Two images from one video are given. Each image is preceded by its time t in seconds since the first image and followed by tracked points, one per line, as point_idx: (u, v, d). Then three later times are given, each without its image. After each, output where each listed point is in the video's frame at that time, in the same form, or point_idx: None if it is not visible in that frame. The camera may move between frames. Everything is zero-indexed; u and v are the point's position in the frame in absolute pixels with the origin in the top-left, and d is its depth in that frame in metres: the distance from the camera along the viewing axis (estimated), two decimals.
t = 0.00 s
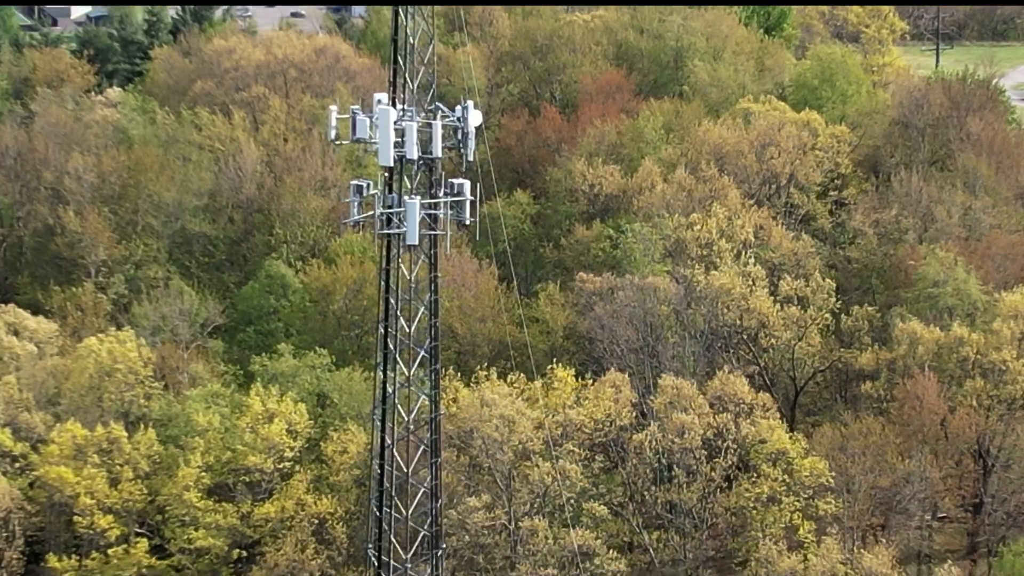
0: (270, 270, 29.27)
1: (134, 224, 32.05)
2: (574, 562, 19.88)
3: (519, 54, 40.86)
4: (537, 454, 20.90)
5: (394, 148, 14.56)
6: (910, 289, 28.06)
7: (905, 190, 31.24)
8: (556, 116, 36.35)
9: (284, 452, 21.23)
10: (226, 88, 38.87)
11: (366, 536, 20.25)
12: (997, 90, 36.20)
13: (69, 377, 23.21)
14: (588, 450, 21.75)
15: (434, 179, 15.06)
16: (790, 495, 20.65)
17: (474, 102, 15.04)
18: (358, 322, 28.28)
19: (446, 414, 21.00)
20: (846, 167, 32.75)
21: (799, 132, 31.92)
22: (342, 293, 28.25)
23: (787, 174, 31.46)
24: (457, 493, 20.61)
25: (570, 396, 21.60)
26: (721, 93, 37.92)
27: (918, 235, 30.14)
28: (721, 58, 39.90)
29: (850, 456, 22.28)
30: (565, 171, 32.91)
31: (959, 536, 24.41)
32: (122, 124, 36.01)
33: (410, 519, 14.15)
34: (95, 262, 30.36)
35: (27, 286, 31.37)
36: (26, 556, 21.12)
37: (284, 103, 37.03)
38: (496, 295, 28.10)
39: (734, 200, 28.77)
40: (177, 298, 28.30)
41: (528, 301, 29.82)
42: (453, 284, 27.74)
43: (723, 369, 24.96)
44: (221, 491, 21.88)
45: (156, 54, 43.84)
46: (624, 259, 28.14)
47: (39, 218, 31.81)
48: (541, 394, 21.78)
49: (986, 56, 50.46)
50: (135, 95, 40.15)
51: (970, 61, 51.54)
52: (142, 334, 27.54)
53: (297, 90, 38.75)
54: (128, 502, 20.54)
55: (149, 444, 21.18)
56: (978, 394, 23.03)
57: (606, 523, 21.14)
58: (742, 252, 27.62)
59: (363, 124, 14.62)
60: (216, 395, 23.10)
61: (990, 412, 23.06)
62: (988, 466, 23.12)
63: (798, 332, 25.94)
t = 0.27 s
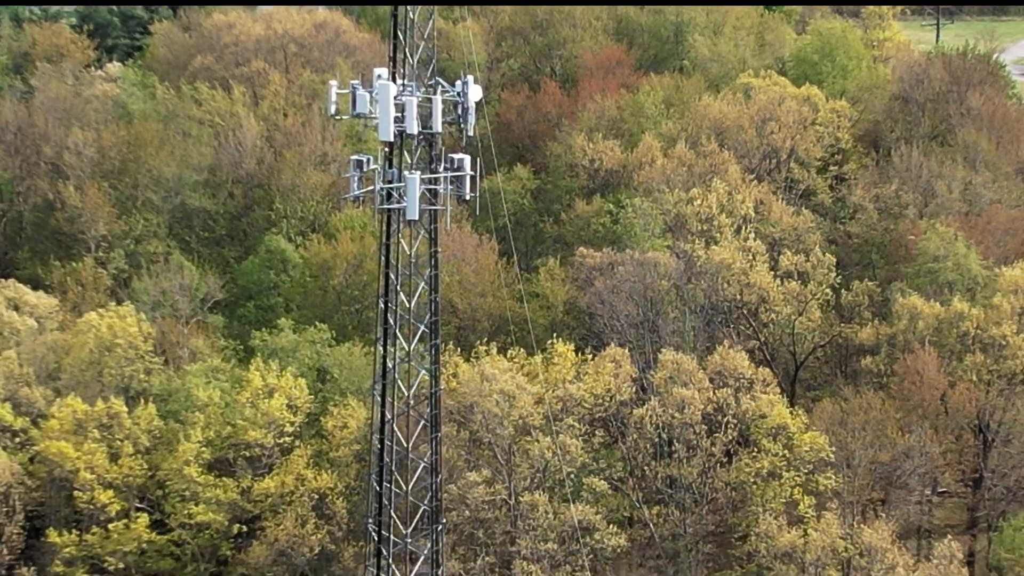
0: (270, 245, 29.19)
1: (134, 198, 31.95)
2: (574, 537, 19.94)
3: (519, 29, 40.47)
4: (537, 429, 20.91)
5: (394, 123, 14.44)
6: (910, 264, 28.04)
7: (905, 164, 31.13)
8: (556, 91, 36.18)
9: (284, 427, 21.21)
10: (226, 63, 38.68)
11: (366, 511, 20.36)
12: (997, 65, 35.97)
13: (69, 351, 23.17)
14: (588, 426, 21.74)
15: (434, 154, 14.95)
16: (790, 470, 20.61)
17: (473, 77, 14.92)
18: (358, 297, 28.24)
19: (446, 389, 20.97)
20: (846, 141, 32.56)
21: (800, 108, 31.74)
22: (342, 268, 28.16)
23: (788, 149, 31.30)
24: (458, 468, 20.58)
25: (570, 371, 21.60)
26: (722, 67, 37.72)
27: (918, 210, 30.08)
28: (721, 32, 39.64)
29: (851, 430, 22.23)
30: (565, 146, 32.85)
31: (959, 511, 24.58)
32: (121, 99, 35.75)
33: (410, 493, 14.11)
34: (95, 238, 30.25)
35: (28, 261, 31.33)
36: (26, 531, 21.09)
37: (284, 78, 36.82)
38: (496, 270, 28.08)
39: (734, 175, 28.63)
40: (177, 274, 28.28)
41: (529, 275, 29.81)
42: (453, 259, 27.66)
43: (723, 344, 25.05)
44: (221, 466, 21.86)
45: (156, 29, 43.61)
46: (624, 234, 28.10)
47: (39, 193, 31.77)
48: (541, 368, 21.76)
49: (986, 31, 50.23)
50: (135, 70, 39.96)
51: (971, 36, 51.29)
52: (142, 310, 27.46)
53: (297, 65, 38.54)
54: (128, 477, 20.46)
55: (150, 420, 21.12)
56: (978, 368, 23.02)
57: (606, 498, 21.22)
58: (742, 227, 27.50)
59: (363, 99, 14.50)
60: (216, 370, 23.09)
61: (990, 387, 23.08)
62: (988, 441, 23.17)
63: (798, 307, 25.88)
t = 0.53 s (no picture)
0: (270, 213, 29.11)
1: (134, 166, 31.81)
2: (574, 505, 20.09)
3: None
4: (537, 396, 20.92)
5: (393, 91, 14.26)
6: (910, 232, 27.96)
7: (905, 132, 30.96)
8: (556, 59, 35.88)
9: (283, 395, 21.23)
10: (226, 30, 38.40)
11: (366, 479, 20.22)
12: (998, 32, 35.49)
13: (69, 319, 23.01)
14: (588, 393, 21.71)
15: (434, 121, 14.81)
16: (791, 438, 20.52)
17: (473, 45, 14.76)
18: (358, 265, 28.16)
19: (446, 356, 20.97)
20: (847, 109, 31.92)
21: (799, 75, 31.09)
22: (342, 236, 28.05)
23: (788, 117, 30.94)
24: (458, 435, 20.53)
25: (570, 339, 21.50)
26: (721, 35, 37.54)
27: (918, 178, 30.04)
28: None
29: (851, 398, 22.24)
30: (565, 114, 32.75)
31: (959, 479, 24.51)
32: (120, 66, 35.04)
33: (410, 462, 14.03)
34: (95, 205, 30.12)
35: (27, 228, 31.13)
36: (25, 499, 20.83)
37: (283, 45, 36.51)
38: (496, 238, 28.06)
39: (734, 143, 28.54)
40: (177, 242, 28.27)
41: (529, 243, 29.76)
42: (452, 227, 27.56)
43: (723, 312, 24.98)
44: (221, 434, 21.76)
45: None
46: (624, 202, 27.91)
47: (38, 160, 31.69)
48: (541, 336, 21.70)
49: None
50: (133, 37, 39.62)
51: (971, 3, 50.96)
52: (142, 278, 27.35)
53: (297, 32, 38.22)
54: (128, 445, 20.21)
55: (149, 387, 20.90)
56: (978, 336, 22.79)
57: (606, 466, 21.29)
58: (742, 195, 27.23)
59: (363, 67, 14.31)
60: (216, 338, 23.09)
61: (990, 355, 22.90)
62: (987, 409, 23.16)
63: (798, 275, 25.84)
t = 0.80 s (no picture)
0: (270, 176, 29.16)
1: (133, 129, 31.52)
2: (574, 468, 20.10)
3: None
4: (537, 360, 20.77)
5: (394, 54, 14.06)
6: (910, 196, 27.86)
7: (906, 95, 30.81)
8: (556, 22, 35.47)
9: (284, 358, 21.10)
10: None
11: (367, 441, 20.37)
12: None
13: (69, 283, 22.91)
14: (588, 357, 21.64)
15: (434, 85, 14.65)
16: (791, 401, 20.53)
17: (473, 7, 14.58)
18: (358, 228, 28.04)
19: (446, 320, 20.96)
20: (847, 73, 31.82)
21: (800, 39, 30.79)
22: (341, 200, 28.06)
23: (788, 80, 30.70)
24: (458, 399, 20.56)
25: (571, 303, 21.43)
26: None
27: (918, 141, 29.90)
28: None
29: (850, 362, 22.21)
30: (565, 77, 32.58)
31: (958, 442, 24.59)
32: (120, 30, 34.77)
33: (410, 426, 14.05)
34: (95, 168, 29.84)
35: (27, 192, 30.73)
36: (26, 462, 20.82)
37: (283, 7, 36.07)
38: (496, 201, 28.01)
39: (734, 106, 28.34)
40: (176, 205, 28.17)
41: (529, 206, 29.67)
42: (452, 190, 27.49)
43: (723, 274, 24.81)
44: (221, 397, 21.66)
45: None
46: (624, 165, 27.83)
47: (38, 124, 31.36)
48: (541, 299, 21.67)
49: None
50: None
51: None
52: (142, 241, 27.13)
53: None
54: (128, 408, 20.15)
55: (149, 351, 20.83)
56: (978, 300, 22.77)
57: (606, 429, 21.24)
58: (743, 158, 27.17)
59: (362, 30, 14.09)
60: (215, 302, 23.13)
61: (990, 319, 22.89)
62: (987, 372, 23.11)
63: (799, 238, 25.74)
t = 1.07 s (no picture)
0: (269, 135, 29.04)
1: (132, 89, 31.27)
2: (574, 428, 20.06)
3: None
4: (537, 320, 20.69)
5: (393, 13, 13.84)
6: (910, 155, 27.70)
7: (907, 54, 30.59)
8: None
9: (284, 318, 21.13)
10: None
11: (366, 402, 20.24)
12: None
13: (69, 244, 22.62)
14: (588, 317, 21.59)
15: (433, 44, 14.34)
16: (791, 361, 20.59)
17: None
18: (358, 188, 27.94)
19: (446, 280, 20.87)
20: (847, 32, 31.32)
21: None
22: (341, 159, 27.94)
23: (788, 40, 30.36)
24: (458, 358, 20.52)
25: (571, 263, 21.35)
26: None
27: (919, 101, 29.70)
28: None
29: (850, 322, 22.15)
30: (566, 36, 32.36)
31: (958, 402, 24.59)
32: None
33: (409, 385, 14.09)
34: (95, 128, 29.73)
35: (27, 151, 30.43)
36: (26, 422, 20.87)
37: None
38: (496, 161, 27.95)
39: (734, 66, 28.10)
40: (176, 164, 28.11)
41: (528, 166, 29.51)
42: (452, 150, 27.38)
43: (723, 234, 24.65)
44: (221, 357, 21.61)
45: None
46: (624, 125, 27.69)
47: (37, 83, 31.08)
48: (541, 259, 21.55)
49: None
50: None
51: None
52: (142, 200, 27.01)
53: None
54: (128, 367, 20.17)
55: (149, 311, 20.83)
56: (978, 260, 22.72)
57: (606, 389, 21.22)
58: (743, 118, 26.76)
59: None
60: (215, 261, 23.11)
61: (990, 279, 22.81)
62: (987, 332, 23.05)
63: (799, 198, 25.75)
